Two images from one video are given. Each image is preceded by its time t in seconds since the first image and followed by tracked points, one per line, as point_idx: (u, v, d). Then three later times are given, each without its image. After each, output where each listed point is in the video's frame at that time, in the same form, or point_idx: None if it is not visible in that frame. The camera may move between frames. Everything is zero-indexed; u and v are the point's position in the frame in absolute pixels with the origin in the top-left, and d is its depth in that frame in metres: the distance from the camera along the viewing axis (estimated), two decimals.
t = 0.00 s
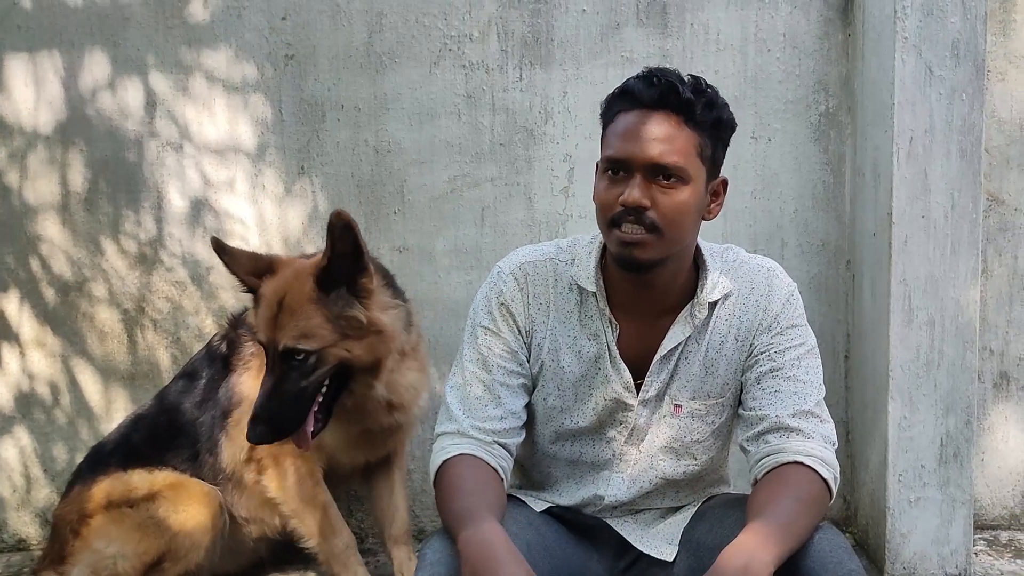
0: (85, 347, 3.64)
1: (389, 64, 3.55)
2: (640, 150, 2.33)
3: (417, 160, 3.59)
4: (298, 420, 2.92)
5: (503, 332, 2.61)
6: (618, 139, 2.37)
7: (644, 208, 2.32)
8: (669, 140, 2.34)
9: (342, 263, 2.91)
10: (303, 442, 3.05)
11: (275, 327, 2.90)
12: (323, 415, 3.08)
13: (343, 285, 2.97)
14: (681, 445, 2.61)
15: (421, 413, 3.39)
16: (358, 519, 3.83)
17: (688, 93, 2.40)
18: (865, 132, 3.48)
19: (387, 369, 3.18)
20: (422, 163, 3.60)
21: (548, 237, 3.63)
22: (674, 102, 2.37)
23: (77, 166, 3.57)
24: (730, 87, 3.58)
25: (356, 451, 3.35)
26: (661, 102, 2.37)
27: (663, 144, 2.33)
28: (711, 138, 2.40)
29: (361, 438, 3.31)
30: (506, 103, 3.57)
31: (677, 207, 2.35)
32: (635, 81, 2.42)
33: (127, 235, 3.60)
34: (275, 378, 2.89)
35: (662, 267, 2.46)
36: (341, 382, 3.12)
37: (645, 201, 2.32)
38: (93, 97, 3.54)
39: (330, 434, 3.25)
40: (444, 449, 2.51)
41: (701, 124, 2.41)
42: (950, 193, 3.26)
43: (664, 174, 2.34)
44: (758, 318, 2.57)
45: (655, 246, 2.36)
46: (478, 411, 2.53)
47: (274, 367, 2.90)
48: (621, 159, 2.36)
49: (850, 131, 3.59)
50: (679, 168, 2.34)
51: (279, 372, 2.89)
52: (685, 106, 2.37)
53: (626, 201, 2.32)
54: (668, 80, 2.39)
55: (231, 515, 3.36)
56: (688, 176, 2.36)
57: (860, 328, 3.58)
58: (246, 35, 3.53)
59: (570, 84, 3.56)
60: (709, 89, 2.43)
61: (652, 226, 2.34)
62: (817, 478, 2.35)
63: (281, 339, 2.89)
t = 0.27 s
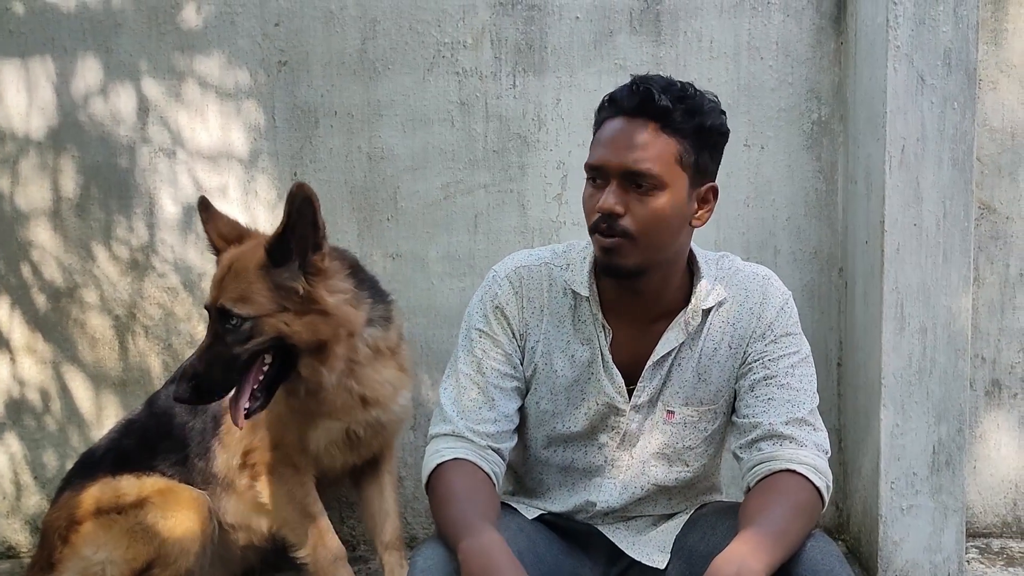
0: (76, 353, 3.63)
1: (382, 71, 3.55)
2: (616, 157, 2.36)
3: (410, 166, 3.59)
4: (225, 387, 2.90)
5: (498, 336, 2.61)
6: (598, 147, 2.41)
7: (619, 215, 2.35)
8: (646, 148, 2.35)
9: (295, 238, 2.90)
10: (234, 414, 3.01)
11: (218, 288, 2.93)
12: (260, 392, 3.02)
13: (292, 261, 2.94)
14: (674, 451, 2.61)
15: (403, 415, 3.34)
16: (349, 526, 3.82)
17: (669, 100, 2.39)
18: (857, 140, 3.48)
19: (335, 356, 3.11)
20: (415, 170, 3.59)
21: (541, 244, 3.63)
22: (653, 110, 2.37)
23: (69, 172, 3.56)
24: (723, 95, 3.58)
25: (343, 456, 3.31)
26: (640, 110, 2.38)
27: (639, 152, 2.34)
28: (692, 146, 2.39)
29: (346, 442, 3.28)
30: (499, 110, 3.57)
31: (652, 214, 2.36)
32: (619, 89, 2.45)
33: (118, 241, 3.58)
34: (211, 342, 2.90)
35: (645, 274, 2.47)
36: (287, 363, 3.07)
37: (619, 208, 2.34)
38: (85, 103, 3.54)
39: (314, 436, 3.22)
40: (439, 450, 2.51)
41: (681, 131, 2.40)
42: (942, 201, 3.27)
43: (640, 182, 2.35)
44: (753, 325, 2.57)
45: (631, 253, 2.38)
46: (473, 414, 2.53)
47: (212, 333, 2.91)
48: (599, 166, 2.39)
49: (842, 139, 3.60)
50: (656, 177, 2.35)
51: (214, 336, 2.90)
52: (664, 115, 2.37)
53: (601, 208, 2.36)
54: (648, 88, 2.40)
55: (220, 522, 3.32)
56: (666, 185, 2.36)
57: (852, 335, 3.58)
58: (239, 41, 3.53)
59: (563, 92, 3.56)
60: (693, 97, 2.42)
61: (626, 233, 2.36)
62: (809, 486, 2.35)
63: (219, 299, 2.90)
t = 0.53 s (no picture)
0: (70, 357, 3.62)
1: (377, 75, 3.55)
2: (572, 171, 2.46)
3: (405, 171, 3.59)
4: (199, 369, 2.91)
5: (504, 331, 2.63)
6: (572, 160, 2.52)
7: (571, 226, 2.44)
8: (594, 164, 2.41)
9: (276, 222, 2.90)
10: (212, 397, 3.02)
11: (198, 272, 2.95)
12: (237, 379, 3.01)
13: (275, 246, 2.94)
14: (671, 452, 2.61)
15: (393, 414, 3.29)
16: (344, 531, 3.81)
17: (625, 113, 2.40)
18: (852, 145, 3.49)
19: (316, 347, 3.07)
20: (410, 174, 3.59)
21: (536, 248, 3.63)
22: (606, 124, 2.41)
23: (63, 176, 3.55)
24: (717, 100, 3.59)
25: (336, 456, 3.27)
26: (598, 124, 2.44)
27: (588, 167, 2.42)
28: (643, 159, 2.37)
29: (338, 442, 3.24)
30: (494, 114, 3.57)
31: (601, 224, 2.40)
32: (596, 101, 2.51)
33: (113, 244, 3.58)
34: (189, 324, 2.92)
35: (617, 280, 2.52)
36: (269, 352, 3.04)
37: (572, 220, 2.43)
38: (80, 107, 3.53)
39: (305, 436, 3.17)
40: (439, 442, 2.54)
41: (634, 141, 2.39)
42: (936, 206, 3.27)
43: (591, 196, 2.41)
44: (755, 330, 2.57)
45: (587, 262, 2.45)
46: (474, 407, 2.56)
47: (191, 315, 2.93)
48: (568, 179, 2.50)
49: (837, 144, 3.61)
50: (600, 191, 2.39)
51: (192, 318, 2.93)
52: (612, 130, 2.40)
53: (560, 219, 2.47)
54: (610, 102, 2.43)
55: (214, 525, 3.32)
56: (614, 198, 2.39)
57: (846, 340, 3.59)
58: (234, 45, 3.52)
59: (558, 96, 3.57)
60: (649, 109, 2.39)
61: (582, 243, 2.44)
62: (805, 493, 2.36)
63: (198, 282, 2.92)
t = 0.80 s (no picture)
0: (66, 360, 3.62)
1: (373, 78, 3.55)
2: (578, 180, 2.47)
3: (401, 173, 3.59)
4: (193, 372, 2.94)
5: (491, 322, 2.69)
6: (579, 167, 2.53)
7: (573, 235, 2.46)
8: (597, 176, 2.42)
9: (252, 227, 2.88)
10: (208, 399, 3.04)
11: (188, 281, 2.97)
12: (231, 382, 3.03)
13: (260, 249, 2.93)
14: (670, 454, 2.60)
15: (387, 415, 3.29)
16: (340, 533, 3.81)
17: (628, 127, 2.39)
18: (847, 148, 3.50)
19: (308, 348, 3.08)
20: (406, 177, 3.60)
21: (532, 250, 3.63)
22: (610, 137, 2.41)
23: (59, 178, 3.55)
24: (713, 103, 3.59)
25: (331, 457, 3.26)
26: (603, 135, 2.43)
27: (592, 179, 2.42)
28: (644, 173, 2.37)
29: (333, 444, 3.23)
30: (490, 117, 3.57)
31: (603, 236, 2.42)
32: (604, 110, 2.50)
33: (109, 246, 3.58)
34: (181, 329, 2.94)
35: (618, 286, 2.54)
36: (261, 352, 3.05)
37: (575, 229, 2.45)
38: (76, 109, 3.53)
39: (299, 436, 3.15)
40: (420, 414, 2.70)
41: (638, 156, 2.39)
42: (931, 209, 3.28)
43: (593, 207, 2.43)
44: (757, 333, 2.58)
45: (588, 271, 2.47)
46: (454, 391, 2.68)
47: (183, 318, 2.96)
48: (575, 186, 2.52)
49: (833, 147, 3.61)
50: (602, 203, 2.40)
51: (184, 322, 2.95)
52: (616, 144, 2.39)
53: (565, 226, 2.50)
54: (616, 113, 2.43)
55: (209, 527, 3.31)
56: (615, 210, 2.41)
57: (842, 343, 3.59)
58: (230, 48, 3.53)
59: (554, 99, 3.57)
60: (654, 124, 2.38)
61: (584, 252, 2.46)
62: (802, 495, 2.36)
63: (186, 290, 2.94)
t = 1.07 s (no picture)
0: (64, 365, 3.63)
1: (371, 84, 3.56)
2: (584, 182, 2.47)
3: (398, 180, 3.60)
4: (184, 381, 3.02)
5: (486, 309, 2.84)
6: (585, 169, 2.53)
7: (576, 235, 2.46)
8: (604, 178, 2.41)
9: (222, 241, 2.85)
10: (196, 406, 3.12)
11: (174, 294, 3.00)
12: (219, 391, 3.05)
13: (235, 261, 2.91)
14: (663, 457, 2.61)
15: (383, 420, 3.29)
16: (337, 538, 3.82)
17: (636, 131, 2.39)
18: (843, 154, 3.51)
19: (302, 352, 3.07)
20: (403, 183, 3.61)
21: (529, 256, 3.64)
22: (618, 140, 2.41)
23: (57, 184, 3.56)
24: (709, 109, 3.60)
25: (329, 462, 3.26)
26: (612, 138, 2.43)
27: (599, 181, 2.41)
28: (651, 179, 2.37)
29: (329, 449, 3.22)
30: (487, 123, 3.58)
31: (605, 239, 2.42)
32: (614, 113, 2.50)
33: (107, 252, 3.59)
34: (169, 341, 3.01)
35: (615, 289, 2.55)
36: (247, 359, 3.06)
37: (577, 231, 2.45)
38: (74, 115, 3.54)
39: (294, 441, 3.15)
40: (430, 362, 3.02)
41: (645, 161, 2.39)
42: (927, 215, 3.29)
43: (597, 208, 2.42)
44: (754, 339, 2.58)
45: (589, 273, 2.48)
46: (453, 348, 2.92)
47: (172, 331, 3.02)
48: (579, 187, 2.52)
49: (829, 154, 3.62)
50: (607, 206, 2.40)
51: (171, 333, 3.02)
52: (624, 148, 2.39)
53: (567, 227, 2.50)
54: (625, 116, 2.43)
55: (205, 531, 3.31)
56: (620, 214, 2.40)
57: (838, 349, 3.60)
58: (228, 54, 3.54)
59: (551, 105, 3.58)
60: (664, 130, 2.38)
61: (585, 253, 2.47)
62: (798, 500, 2.36)
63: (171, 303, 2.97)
